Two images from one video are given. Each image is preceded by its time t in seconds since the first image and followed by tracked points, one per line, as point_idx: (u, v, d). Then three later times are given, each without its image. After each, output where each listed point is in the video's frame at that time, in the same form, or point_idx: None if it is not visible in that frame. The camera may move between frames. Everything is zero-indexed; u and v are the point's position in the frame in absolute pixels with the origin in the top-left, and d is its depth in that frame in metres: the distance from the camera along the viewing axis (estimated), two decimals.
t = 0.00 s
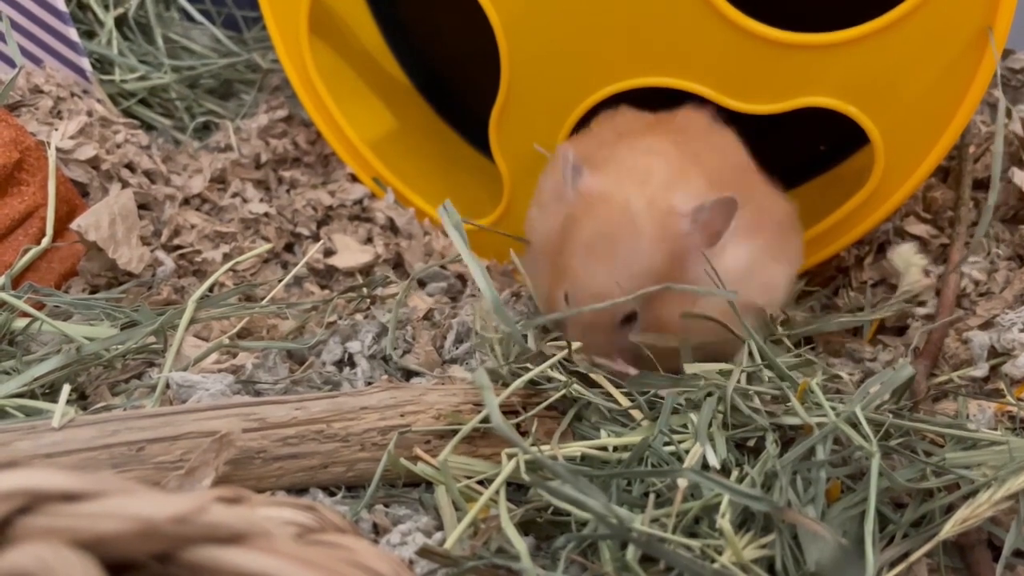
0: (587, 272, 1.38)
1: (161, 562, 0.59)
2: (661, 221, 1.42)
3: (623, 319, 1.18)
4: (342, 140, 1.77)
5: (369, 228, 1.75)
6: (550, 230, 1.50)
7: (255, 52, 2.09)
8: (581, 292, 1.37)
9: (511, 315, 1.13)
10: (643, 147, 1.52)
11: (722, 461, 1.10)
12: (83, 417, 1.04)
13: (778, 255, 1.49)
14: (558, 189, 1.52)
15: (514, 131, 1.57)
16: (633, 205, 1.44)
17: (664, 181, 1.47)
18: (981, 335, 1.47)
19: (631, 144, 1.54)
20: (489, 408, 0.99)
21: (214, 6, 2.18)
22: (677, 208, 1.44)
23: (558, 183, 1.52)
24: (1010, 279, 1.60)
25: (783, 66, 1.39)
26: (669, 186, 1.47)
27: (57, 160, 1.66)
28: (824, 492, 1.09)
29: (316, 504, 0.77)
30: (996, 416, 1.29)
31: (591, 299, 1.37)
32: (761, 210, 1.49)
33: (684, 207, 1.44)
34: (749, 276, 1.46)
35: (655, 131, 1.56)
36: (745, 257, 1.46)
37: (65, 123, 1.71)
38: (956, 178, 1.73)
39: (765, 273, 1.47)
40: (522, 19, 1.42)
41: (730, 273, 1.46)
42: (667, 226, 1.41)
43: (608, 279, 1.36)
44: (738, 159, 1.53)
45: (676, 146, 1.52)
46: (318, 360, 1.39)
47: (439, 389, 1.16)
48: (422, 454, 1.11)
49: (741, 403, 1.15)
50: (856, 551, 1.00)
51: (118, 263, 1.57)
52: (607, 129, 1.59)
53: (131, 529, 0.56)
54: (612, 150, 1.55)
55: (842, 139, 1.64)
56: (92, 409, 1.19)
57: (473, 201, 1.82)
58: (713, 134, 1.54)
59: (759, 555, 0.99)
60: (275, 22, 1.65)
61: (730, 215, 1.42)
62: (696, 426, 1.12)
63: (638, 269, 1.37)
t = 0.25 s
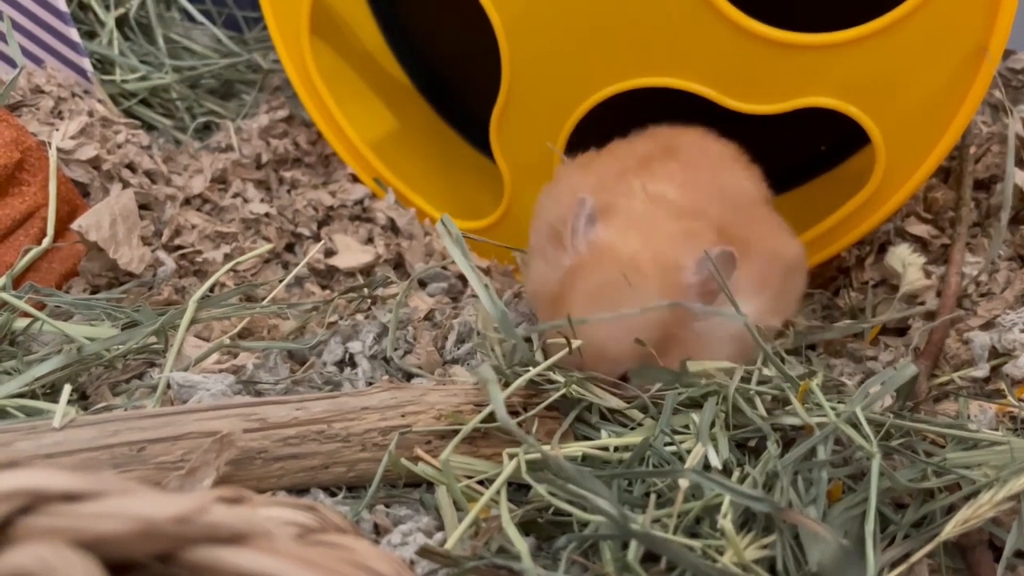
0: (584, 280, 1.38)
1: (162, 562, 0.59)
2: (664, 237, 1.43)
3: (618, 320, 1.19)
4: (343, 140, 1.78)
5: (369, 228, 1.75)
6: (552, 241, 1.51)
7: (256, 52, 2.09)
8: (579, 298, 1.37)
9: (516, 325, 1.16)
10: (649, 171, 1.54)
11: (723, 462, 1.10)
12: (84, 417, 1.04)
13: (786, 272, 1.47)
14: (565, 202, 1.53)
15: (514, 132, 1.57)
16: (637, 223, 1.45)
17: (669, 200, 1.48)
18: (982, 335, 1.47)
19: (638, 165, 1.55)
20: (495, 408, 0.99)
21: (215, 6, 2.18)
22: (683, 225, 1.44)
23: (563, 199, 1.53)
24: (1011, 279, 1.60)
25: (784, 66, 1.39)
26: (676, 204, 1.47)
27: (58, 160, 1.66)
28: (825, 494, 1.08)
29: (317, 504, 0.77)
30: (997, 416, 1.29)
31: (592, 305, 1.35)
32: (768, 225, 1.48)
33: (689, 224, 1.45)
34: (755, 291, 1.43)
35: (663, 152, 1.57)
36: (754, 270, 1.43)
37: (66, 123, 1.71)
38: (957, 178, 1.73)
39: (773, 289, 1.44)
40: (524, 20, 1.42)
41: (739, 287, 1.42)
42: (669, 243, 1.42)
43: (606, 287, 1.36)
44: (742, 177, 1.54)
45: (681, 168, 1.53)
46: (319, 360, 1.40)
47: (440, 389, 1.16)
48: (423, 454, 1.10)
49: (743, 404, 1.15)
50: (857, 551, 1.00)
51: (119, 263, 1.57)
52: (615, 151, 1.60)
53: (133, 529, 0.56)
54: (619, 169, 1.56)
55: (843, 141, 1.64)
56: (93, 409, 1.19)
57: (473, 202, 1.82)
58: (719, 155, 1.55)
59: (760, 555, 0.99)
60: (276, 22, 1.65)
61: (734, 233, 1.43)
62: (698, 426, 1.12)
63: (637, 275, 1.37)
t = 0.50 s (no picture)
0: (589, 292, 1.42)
1: (161, 564, 0.59)
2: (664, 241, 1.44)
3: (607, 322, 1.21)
4: (343, 140, 1.78)
5: (370, 229, 1.76)
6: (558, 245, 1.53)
7: (257, 53, 2.09)
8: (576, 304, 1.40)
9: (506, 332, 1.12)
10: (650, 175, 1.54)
11: (723, 464, 1.10)
12: (85, 418, 1.04)
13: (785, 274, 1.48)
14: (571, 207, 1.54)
15: (515, 133, 1.57)
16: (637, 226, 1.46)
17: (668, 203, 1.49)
18: (982, 336, 1.47)
19: (638, 169, 1.56)
20: (497, 403, 0.99)
21: (216, 7, 2.18)
22: (681, 227, 1.45)
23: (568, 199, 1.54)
24: (1011, 280, 1.60)
25: (784, 66, 1.39)
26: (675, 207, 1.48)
27: (59, 161, 1.67)
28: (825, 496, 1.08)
29: (317, 505, 0.77)
30: (997, 418, 1.29)
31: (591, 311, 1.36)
32: (769, 228, 1.49)
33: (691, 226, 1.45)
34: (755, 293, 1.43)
35: (663, 157, 1.57)
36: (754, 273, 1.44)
37: (66, 124, 1.72)
38: (958, 179, 1.73)
39: (772, 291, 1.45)
40: (524, 20, 1.42)
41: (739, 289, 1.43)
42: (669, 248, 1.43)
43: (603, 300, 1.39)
44: (745, 182, 1.55)
45: (681, 174, 1.54)
46: (319, 360, 1.40)
47: (440, 390, 1.16)
48: (423, 455, 1.11)
49: (743, 406, 1.15)
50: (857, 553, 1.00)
51: (119, 264, 1.57)
52: (614, 150, 1.60)
53: (133, 531, 0.56)
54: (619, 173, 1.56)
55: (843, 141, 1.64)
56: (94, 410, 1.20)
57: (474, 203, 1.82)
58: (718, 157, 1.56)
59: (760, 557, 0.99)
60: (276, 21, 1.65)
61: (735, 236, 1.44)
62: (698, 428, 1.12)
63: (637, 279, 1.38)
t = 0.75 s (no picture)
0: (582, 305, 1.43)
1: (162, 563, 0.59)
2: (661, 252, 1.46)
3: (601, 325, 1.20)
4: (344, 140, 1.77)
5: (371, 229, 1.76)
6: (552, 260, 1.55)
7: (258, 53, 2.09)
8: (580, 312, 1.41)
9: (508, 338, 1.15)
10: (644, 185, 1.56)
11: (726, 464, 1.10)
12: (86, 418, 1.04)
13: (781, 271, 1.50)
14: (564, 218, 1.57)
15: (515, 134, 1.57)
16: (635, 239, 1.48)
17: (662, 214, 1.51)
18: (983, 337, 1.47)
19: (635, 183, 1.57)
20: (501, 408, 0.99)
21: (217, 7, 2.18)
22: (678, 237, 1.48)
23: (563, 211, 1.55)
24: (1012, 281, 1.60)
25: (786, 67, 1.39)
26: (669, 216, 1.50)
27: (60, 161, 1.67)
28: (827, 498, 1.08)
29: (318, 505, 0.77)
30: (998, 419, 1.29)
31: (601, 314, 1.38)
32: (770, 233, 1.51)
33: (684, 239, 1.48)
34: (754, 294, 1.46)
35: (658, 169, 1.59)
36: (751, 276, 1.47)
37: (68, 124, 1.72)
38: (959, 180, 1.73)
39: (774, 293, 1.47)
40: (525, 20, 1.42)
41: (740, 289, 1.46)
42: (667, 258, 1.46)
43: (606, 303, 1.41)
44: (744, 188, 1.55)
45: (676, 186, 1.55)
46: (320, 361, 1.40)
47: (441, 390, 1.16)
48: (424, 455, 1.11)
49: (747, 405, 1.15)
50: (859, 554, 1.00)
51: (121, 264, 1.58)
52: (612, 166, 1.61)
53: (134, 530, 0.56)
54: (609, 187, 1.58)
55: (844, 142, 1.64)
56: (96, 410, 1.20)
57: (475, 203, 1.83)
58: (717, 164, 1.57)
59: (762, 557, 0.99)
60: (277, 21, 1.65)
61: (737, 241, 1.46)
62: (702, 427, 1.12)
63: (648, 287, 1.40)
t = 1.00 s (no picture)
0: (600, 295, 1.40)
1: (165, 561, 0.59)
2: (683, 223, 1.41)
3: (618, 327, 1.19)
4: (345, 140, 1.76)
5: (373, 229, 1.76)
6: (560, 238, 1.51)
7: (260, 53, 2.09)
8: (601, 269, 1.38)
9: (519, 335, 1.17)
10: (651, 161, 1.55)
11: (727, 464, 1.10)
12: (88, 417, 1.04)
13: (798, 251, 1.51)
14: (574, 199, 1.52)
15: (517, 134, 1.57)
16: (650, 210, 1.44)
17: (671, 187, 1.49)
18: (985, 337, 1.47)
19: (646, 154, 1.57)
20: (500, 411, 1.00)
21: (219, 7, 2.18)
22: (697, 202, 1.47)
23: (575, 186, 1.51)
24: (1013, 281, 1.60)
25: (787, 67, 1.39)
26: (680, 189, 1.48)
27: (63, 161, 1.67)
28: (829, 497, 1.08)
29: (320, 504, 0.77)
30: (1000, 418, 1.29)
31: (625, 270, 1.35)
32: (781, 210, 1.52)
33: (698, 209, 1.45)
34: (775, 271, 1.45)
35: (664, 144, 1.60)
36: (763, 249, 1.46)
37: (70, 124, 1.72)
38: (960, 180, 1.73)
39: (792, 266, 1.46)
40: (527, 21, 1.42)
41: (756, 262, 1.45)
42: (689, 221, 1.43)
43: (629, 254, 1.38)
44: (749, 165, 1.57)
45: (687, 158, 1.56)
46: (322, 360, 1.40)
47: (442, 389, 1.16)
48: (426, 454, 1.11)
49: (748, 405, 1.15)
50: (859, 553, 1.00)
51: (123, 264, 1.58)
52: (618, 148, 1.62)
53: (136, 528, 0.56)
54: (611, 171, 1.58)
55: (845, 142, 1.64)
56: (98, 409, 1.20)
57: (476, 203, 1.82)
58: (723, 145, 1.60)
59: (763, 557, 0.99)
60: (279, 21, 1.65)
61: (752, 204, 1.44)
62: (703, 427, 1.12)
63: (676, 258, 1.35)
